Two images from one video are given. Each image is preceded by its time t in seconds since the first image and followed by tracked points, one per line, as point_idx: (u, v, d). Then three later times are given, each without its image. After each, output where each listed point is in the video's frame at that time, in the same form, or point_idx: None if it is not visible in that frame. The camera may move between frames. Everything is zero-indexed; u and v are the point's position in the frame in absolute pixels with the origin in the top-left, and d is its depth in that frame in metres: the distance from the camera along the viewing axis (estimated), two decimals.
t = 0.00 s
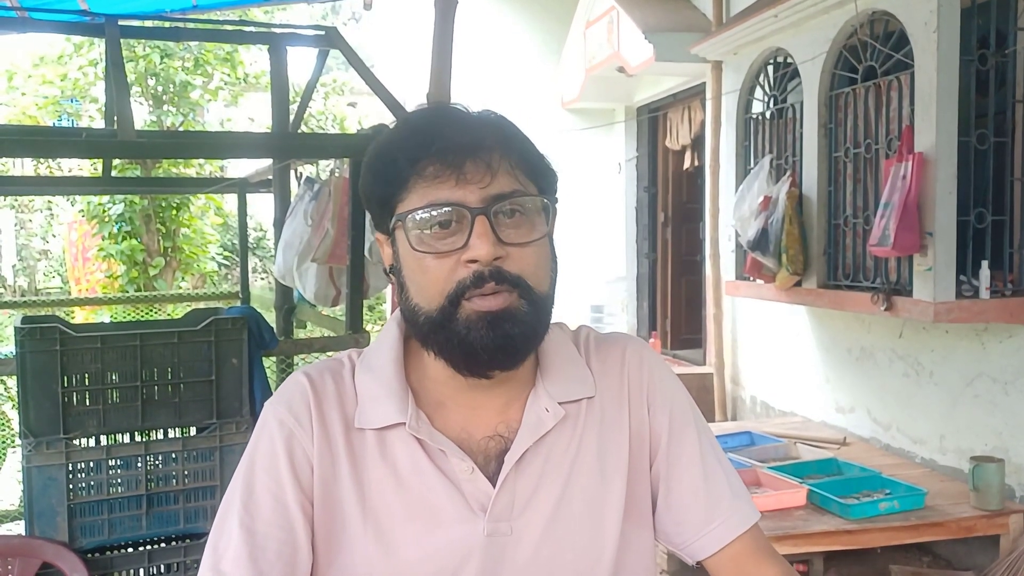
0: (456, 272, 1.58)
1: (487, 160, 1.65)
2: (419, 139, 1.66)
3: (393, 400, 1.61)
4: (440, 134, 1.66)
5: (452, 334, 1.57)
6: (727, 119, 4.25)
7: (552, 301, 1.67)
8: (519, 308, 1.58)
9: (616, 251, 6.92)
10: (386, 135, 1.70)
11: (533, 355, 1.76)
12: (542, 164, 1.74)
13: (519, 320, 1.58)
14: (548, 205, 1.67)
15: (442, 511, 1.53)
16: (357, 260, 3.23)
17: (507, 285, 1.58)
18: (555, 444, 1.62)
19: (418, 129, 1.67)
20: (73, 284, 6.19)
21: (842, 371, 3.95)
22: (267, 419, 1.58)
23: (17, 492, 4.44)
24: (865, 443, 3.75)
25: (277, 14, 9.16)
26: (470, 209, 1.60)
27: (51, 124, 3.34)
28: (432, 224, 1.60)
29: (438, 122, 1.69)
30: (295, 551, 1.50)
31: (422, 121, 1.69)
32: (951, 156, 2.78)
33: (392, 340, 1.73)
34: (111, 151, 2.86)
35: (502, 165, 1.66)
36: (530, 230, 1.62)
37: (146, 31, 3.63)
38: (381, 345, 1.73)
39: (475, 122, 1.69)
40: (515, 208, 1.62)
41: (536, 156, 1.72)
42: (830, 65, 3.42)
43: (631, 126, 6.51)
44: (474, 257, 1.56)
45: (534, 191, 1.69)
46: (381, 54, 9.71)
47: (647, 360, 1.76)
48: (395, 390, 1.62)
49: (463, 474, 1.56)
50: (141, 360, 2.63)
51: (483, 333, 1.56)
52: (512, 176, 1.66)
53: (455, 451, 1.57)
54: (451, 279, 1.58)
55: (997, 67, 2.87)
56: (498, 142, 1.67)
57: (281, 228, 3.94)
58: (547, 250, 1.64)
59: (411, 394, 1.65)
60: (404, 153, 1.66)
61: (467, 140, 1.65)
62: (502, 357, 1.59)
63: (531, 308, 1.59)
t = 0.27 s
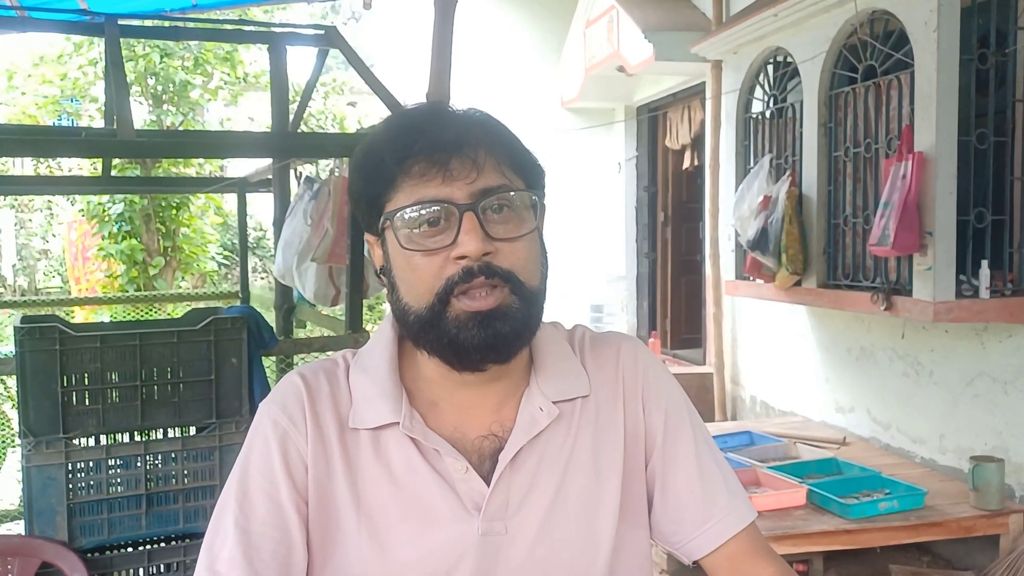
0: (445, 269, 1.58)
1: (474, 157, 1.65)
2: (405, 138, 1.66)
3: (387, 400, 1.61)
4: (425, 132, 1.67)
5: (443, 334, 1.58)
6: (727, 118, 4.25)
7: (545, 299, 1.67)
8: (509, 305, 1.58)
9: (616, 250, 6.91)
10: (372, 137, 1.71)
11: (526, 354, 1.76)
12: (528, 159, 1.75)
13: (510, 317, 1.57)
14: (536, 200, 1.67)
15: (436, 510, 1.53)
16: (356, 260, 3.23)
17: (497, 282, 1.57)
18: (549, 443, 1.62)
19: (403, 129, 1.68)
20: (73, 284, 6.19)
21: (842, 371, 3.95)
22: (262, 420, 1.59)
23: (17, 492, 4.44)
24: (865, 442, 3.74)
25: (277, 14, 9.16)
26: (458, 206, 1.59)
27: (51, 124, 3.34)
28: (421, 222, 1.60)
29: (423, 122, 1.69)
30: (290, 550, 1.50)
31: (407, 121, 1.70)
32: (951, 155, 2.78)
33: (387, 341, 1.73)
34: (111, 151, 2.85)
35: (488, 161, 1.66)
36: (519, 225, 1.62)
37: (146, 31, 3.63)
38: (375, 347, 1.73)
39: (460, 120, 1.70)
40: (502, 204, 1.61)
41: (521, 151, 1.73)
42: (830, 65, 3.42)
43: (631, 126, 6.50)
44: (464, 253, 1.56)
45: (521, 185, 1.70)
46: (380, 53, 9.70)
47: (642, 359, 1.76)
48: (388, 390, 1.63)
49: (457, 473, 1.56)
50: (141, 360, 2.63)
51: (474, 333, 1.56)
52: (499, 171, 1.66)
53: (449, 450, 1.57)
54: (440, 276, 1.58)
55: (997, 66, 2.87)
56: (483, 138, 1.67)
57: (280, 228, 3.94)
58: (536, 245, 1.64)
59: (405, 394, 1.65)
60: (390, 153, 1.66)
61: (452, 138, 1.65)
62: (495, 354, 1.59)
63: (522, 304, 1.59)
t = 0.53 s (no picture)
0: (437, 271, 1.58)
1: (450, 156, 1.66)
2: (380, 144, 1.67)
3: (385, 400, 1.61)
4: (399, 135, 1.67)
5: (441, 335, 1.57)
6: (727, 118, 4.25)
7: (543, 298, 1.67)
8: (505, 298, 1.57)
9: (616, 250, 6.91)
10: (349, 146, 1.72)
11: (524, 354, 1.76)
12: (505, 152, 1.75)
13: (507, 311, 1.56)
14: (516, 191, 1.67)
15: (434, 511, 1.53)
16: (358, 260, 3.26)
17: (490, 277, 1.57)
18: (547, 443, 1.62)
19: (378, 135, 1.68)
20: (74, 283, 6.20)
21: (842, 370, 3.95)
22: (260, 421, 1.59)
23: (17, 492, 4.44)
24: (866, 442, 3.74)
25: (277, 14, 9.16)
26: (440, 207, 1.60)
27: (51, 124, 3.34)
28: (405, 228, 1.60)
29: (396, 125, 1.69)
30: (289, 551, 1.50)
31: (380, 126, 1.70)
32: (951, 155, 2.78)
33: (384, 343, 1.74)
34: (111, 151, 2.85)
35: (464, 159, 1.67)
36: (502, 219, 1.62)
37: (146, 31, 3.63)
38: (373, 348, 1.73)
39: (433, 120, 1.70)
40: (484, 199, 1.61)
41: (499, 148, 1.73)
42: (830, 64, 3.42)
43: (631, 126, 6.50)
44: (452, 252, 1.55)
45: (500, 178, 1.70)
46: (381, 53, 9.70)
47: (641, 359, 1.76)
48: (386, 391, 1.63)
49: (455, 474, 1.55)
50: (141, 360, 2.62)
51: (473, 330, 1.55)
52: (477, 168, 1.67)
53: (447, 451, 1.57)
54: (432, 279, 1.58)
55: (997, 65, 2.87)
56: (458, 136, 1.68)
57: (280, 228, 3.94)
58: (522, 238, 1.64)
59: (403, 395, 1.65)
60: (368, 161, 1.67)
61: (427, 139, 1.66)
62: (495, 350, 1.58)
63: (515, 295, 1.58)
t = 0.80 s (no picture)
0: (422, 279, 1.58)
1: (431, 162, 1.65)
2: (360, 152, 1.66)
3: (381, 402, 1.61)
4: (380, 142, 1.66)
5: (429, 341, 1.57)
6: (728, 118, 4.24)
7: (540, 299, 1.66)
8: (491, 302, 1.57)
9: (617, 250, 6.91)
10: (330, 154, 1.71)
11: (520, 355, 1.76)
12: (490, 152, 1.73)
13: (494, 313, 1.56)
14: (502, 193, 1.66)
15: (431, 513, 1.53)
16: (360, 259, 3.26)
17: (475, 282, 1.57)
18: (545, 445, 1.62)
19: (358, 142, 1.67)
20: (75, 283, 6.22)
21: (843, 370, 3.94)
22: (257, 423, 1.60)
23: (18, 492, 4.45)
24: (867, 442, 3.74)
25: (278, 13, 9.16)
26: (424, 214, 1.60)
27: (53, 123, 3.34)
28: (391, 236, 1.60)
29: (376, 131, 1.68)
30: (287, 553, 1.51)
31: (359, 132, 1.68)
32: (952, 154, 2.78)
33: (381, 344, 1.73)
34: (111, 151, 2.85)
35: (446, 163, 1.66)
36: (488, 224, 1.61)
37: (147, 31, 3.63)
38: (370, 350, 1.73)
39: (414, 125, 1.69)
40: (469, 205, 1.61)
41: (484, 149, 1.71)
42: (831, 63, 3.41)
43: (632, 125, 6.50)
44: (436, 260, 1.56)
45: (484, 181, 1.69)
46: (382, 52, 9.70)
47: (639, 358, 1.76)
48: (383, 393, 1.63)
49: (452, 476, 1.55)
50: (142, 359, 2.62)
51: (460, 335, 1.56)
52: (459, 172, 1.66)
53: (443, 453, 1.57)
54: (417, 286, 1.58)
55: (998, 65, 2.87)
56: (439, 141, 1.67)
57: (281, 228, 3.94)
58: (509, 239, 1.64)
59: (399, 397, 1.65)
60: (348, 171, 1.66)
61: (407, 145, 1.65)
62: (484, 353, 1.58)
63: (504, 298, 1.58)
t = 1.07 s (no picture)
0: (415, 278, 1.58)
1: (429, 161, 1.65)
2: (359, 149, 1.66)
3: (379, 404, 1.61)
4: (379, 140, 1.66)
5: (420, 342, 1.58)
6: (727, 116, 4.24)
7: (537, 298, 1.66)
8: (483, 306, 1.58)
9: (616, 249, 6.91)
10: (329, 151, 1.71)
11: (518, 355, 1.76)
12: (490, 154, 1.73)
13: (487, 319, 1.57)
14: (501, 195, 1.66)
15: (429, 513, 1.53)
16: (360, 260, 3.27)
17: (467, 284, 1.57)
18: (543, 444, 1.62)
19: (356, 139, 1.67)
20: (75, 284, 6.20)
21: (844, 368, 3.94)
22: (256, 425, 1.60)
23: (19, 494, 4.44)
24: (867, 439, 3.74)
25: (276, 14, 9.16)
26: (421, 213, 1.59)
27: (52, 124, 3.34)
28: (388, 233, 1.60)
29: (375, 129, 1.68)
30: (287, 554, 1.51)
31: (358, 130, 1.68)
32: (952, 152, 2.78)
33: (378, 346, 1.74)
34: (111, 152, 2.85)
35: (444, 164, 1.66)
36: (485, 225, 1.61)
37: (145, 32, 3.63)
38: (367, 351, 1.73)
39: (414, 123, 1.69)
40: (467, 206, 1.61)
41: (484, 151, 1.71)
42: (830, 61, 3.42)
43: (631, 124, 6.50)
44: (430, 259, 1.56)
45: (483, 183, 1.69)
46: (380, 52, 9.70)
47: (637, 358, 1.76)
48: (380, 394, 1.63)
49: (451, 477, 1.55)
50: (142, 360, 2.62)
51: (451, 338, 1.56)
52: (458, 172, 1.66)
53: (441, 454, 1.57)
54: (411, 285, 1.59)
55: (997, 62, 2.86)
56: (439, 141, 1.67)
57: (280, 228, 3.94)
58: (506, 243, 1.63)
59: (397, 398, 1.65)
60: (346, 167, 1.66)
61: (406, 144, 1.65)
62: (474, 357, 1.59)
63: (497, 305, 1.58)
